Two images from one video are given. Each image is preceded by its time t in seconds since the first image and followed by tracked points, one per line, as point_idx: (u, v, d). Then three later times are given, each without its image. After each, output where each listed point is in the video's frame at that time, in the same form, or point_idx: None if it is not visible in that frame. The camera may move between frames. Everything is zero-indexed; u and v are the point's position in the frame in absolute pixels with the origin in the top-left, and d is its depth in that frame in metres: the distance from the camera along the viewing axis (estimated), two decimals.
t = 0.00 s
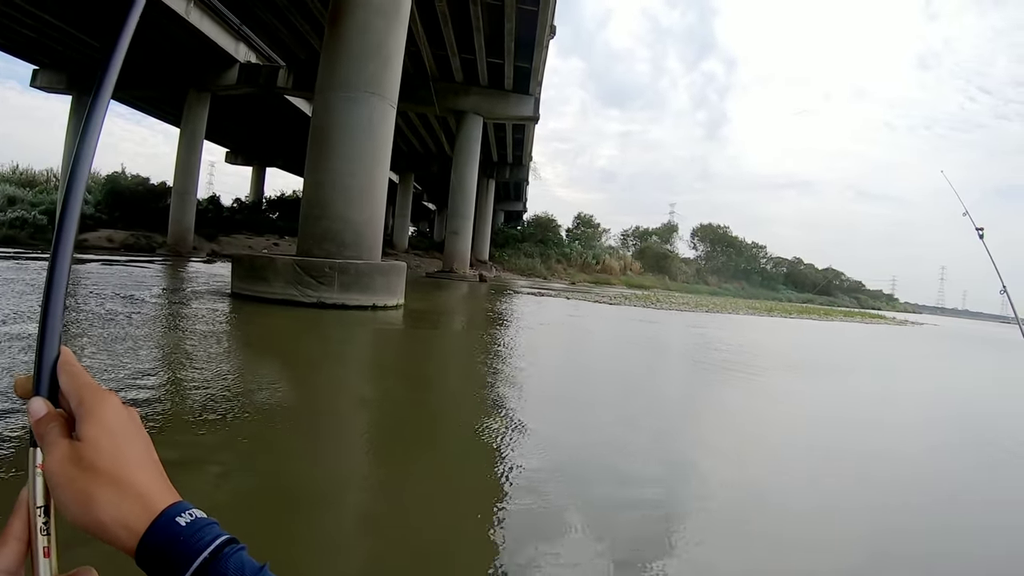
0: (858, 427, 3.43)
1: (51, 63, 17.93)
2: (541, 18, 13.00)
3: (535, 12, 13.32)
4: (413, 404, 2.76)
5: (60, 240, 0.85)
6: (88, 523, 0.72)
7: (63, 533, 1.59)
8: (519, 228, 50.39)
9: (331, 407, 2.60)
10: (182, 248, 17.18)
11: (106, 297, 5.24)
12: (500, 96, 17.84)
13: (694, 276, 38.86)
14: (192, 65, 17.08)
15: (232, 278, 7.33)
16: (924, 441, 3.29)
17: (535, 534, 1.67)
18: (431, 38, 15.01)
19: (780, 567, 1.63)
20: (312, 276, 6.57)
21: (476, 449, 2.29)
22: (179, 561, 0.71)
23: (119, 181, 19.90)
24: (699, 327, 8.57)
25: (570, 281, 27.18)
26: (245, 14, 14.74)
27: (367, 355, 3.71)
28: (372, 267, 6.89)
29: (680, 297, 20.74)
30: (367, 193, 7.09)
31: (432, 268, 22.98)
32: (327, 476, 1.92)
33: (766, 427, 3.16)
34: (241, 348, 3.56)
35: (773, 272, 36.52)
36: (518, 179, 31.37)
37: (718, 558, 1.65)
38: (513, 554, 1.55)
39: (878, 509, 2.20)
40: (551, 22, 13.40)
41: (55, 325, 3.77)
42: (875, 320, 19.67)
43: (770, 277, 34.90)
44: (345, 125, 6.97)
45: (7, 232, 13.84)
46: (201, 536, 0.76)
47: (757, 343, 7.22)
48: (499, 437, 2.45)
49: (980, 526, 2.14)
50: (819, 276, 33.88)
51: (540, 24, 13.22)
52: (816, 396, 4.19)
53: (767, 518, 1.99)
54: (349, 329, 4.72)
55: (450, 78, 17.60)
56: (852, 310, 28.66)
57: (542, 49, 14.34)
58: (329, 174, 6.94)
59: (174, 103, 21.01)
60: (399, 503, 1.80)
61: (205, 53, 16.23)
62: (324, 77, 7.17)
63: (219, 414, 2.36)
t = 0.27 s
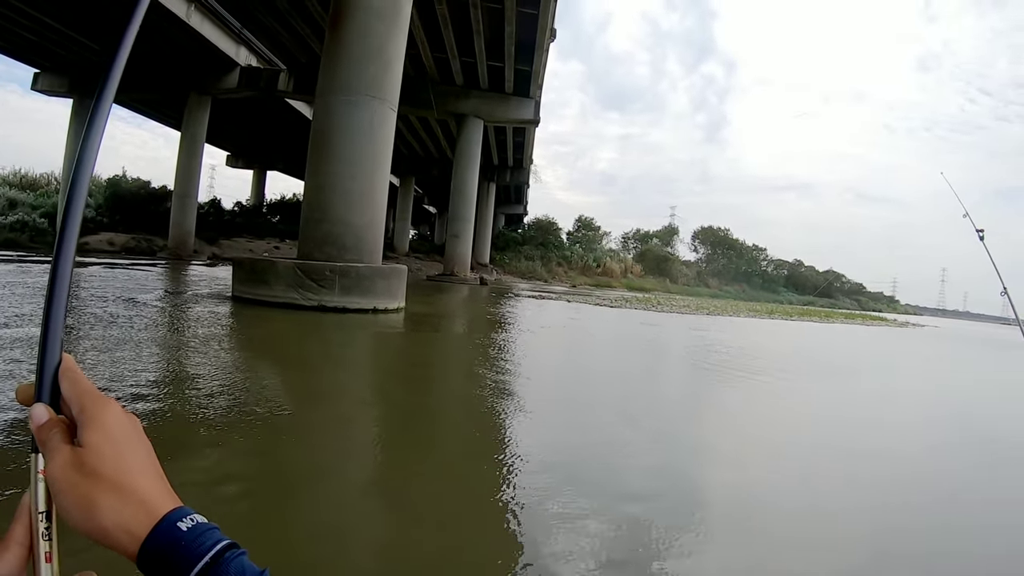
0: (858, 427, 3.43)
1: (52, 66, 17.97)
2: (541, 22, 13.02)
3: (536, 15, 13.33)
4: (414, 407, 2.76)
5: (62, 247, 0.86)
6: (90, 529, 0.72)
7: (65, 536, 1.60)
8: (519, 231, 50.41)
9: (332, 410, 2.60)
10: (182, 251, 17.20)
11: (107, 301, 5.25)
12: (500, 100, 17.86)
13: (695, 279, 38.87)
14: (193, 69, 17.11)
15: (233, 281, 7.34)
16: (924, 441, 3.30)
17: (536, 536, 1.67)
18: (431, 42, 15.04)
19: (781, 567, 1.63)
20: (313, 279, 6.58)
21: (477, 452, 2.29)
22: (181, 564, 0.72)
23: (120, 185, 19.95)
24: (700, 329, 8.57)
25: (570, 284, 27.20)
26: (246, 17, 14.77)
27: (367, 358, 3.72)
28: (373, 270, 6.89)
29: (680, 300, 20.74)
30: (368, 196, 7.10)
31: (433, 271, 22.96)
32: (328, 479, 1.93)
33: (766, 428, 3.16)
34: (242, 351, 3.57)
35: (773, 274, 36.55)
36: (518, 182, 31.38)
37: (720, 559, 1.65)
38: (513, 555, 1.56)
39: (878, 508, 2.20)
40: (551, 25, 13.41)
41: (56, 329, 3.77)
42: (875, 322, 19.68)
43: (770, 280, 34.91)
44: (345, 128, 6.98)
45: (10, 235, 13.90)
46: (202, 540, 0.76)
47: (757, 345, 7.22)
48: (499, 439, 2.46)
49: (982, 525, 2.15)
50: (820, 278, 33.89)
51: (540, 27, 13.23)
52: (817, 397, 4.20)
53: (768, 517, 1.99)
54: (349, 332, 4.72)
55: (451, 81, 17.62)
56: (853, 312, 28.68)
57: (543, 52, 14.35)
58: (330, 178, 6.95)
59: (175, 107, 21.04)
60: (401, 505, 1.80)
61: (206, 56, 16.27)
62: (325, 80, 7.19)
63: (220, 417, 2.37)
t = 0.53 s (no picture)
0: (859, 429, 3.43)
1: (54, 69, 18.02)
2: (543, 24, 13.03)
3: (537, 18, 13.34)
4: (414, 409, 2.77)
5: (54, 246, 0.86)
6: (88, 526, 0.72)
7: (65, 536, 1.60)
8: (521, 234, 50.40)
9: (332, 412, 2.61)
10: (184, 254, 17.21)
11: (110, 303, 5.26)
12: (501, 102, 17.87)
13: (697, 282, 38.83)
14: (194, 72, 17.13)
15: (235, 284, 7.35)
16: (926, 442, 3.30)
17: (533, 538, 1.68)
18: (432, 45, 15.05)
19: (782, 567, 1.63)
20: (315, 281, 6.58)
21: (476, 454, 2.29)
22: (179, 562, 0.72)
23: (121, 188, 19.99)
24: (702, 331, 8.57)
25: (572, 287, 27.16)
26: (247, 20, 14.79)
27: (369, 361, 3.73)
28: (375, 272, 6.89)
29: (683, 302, 20.70)
30: (369, 199, 7.10)
31: (434, 273, 22.96)
32: (326, 480, 1.93)
33: (768, 430, 3.16)
34: (243, 354, 3.58)
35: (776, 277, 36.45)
36: (520, 185, 31.37)
37: (719, 559, 1.65)
38: (510, 556, 1.56)
39: (879, 509, 2.20)
40: (552, 27, 13.42)
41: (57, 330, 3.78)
42: (877, 324, 19.67)
43: (772, 282, 34.83)
44: (346, 131, 6.98)
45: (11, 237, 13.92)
46: (200, 538, 0.76)
47: (759, 347, 7.22)
48: (498, 441, 2.46)
49: (986, 526, 2.15)
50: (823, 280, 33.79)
51: (541, 30, 13.24)
52: (818, 398, 4.19)
53: (768, 518, 1.99)
54: (351, 335, 4.72)
55: (452, 84, 17.63)
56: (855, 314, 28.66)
57: (544, 55, 14.35)
58: (331, 181, 6.96)
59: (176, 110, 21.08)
60: (399, 507, 1.80)
61: (207, 60, 16.29)
62: (326, 84, 7.20)
63: (220, 419, 2.38)
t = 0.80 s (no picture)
0: (861, 432, 3.42)
1: (56, 73, 18.06)
2: (544, 28, 13.04)
3: (538, 22, 13.35)
4: (413, 411, 2.79)
5: (47, 240, 0.86)
6: (85, 521, 0.73)
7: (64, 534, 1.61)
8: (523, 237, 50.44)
9: (332, 414, 2.63)
10: (187, 258, 17.23)
11: (112, 307, 5.26)
12: (503, 106, 17.89)
13: (699, 285, 38.85)
14: (197, 76, 17.17)
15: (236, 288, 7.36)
16: (928, 445, 3.29)
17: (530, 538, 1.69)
18: (434, 48, 15.08)
19: (783, 568, 1.64)
20: (317, 285, 6.58)
21: (476, 455, 2.31)
22: (178, 558, 0.73)
23: (124, 192, 20.03)
24: (704, 335, 8.56)
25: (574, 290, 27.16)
26: (250, 24, 14.82)
27: (371, 364, 3.74)
28: (377, 276, 6.89)
29: (685, 305, 20.72)
30: (371, 202, 7.11)
31: (437, 277, 22.98)
32: (327, 482, 1.95)
33: (771, 433, 3.16)
34: (244, 357, 3.59)
35: (778, 279, 36.45)
36: (521, 188, 31.40)
37: (718, 559, 1.66)
38: (510, 555, 1.58)
39: (877, 511, 2.21)
40: (554, 31, 13.43)
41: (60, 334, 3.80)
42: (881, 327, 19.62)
43: (774, 285, 34.83)
44: (348, 135, 6.99)
45: (15, 241, 13.95)
46: (200, 534, 0.77)
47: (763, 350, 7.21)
48: (498, 443, 2.48)
49: (989, 529, 2.15)
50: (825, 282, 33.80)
51: (542, 34, 13.24)
52: (821, 402, 4.18)
53: (769, 520, 2.00)
54: (353, 339, 4.73)
55: (453, 88, 17.65)
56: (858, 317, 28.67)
57: (545, 59, 14.36)
58: (333, 184, 6.96)
59: (178, 114, 21.12)
60: (399, 507, 1.82)
61: (210, 64, 16.32)
62: (328, 88, 7.21)
63: (222, 421, 2.39)
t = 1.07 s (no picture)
0: (866, 437, 3.41)
1: (60, 79, 18.14)
2: (546, 33, 13.06)
3: (540, 27, 13.39)
4: (417, 416, 2.81)
5: (58, 241, 0.87)
6: (93, 519, 0.73)
7: (70, 532, 1.62)
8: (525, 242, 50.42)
9: (337, 418, 2.64)
10: (189, 263, 17.26)
11: (116, 312, 5.28)
12: (505, 111, 17.92)
13: (701, 289, 38.81)
14: (199, 82, 17.22)
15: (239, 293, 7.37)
16: (934, 449, 3.30)
17: (537, 540, 1.71)
18: (436, 54, 15.12)
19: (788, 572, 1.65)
20: (320, 290, 6.59)
21: (480, 459, 2.33)
22: (185, 558, 0.73)
23: (127, 197, 20.10)
24: (707, 340, 8.56)
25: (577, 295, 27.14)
26: (252, 30, 14.87)
27: (374, 369, 3.76)
28: (379, 281, 6.90)
29: (688, 310, 20.68)
30: (374, 208, 7.12)
31: (439, 282, 22.97)
32: (333, 485, 1.97)
33: (775, 438, 3.16)
34: (247, 362, 3.60)
35: (781, 283, 36.42)
36: (524, 193, 31.41)
37: (725, 561, 1.69)
38: (513, 556, 1.60)
39: (884, 515, 2.23)
40: (556, 37, 13.48)
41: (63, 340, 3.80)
42: (884, 331, 19.61)
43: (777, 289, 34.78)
44: (351, 141, 7.01)
45: (18, 245, 14.00)
46: (208, 533, 0.77)
47: (766, 355, 7.21)
48: (502, 447, 2.50)
49: (995, 534, 2.14)
50: (828, 287, 33.76)
51: (544, 39, 13.27)
52: (825, 406, 4.19)
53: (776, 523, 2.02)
54: (357, 344, 4.74)
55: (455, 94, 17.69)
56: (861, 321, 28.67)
57: (547, 64, 14.38)
58: (336, 190, 6.98)
59: (181, 119, 21.19)
60: (406, 510, 1.84)
61: (212, 69, 16.37)
62: (331, 94, 7.23)
63: (227, 425, 2.41)
